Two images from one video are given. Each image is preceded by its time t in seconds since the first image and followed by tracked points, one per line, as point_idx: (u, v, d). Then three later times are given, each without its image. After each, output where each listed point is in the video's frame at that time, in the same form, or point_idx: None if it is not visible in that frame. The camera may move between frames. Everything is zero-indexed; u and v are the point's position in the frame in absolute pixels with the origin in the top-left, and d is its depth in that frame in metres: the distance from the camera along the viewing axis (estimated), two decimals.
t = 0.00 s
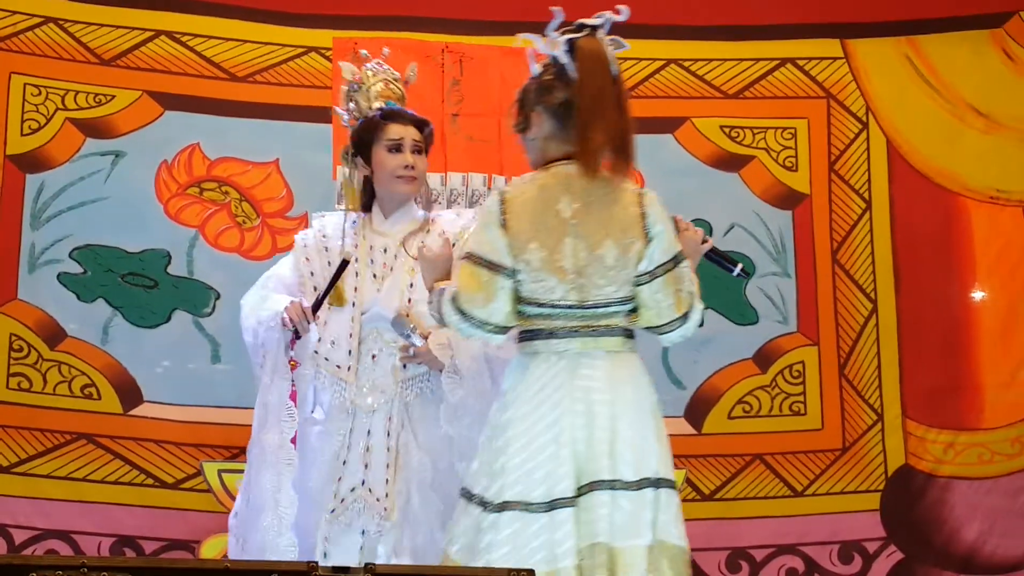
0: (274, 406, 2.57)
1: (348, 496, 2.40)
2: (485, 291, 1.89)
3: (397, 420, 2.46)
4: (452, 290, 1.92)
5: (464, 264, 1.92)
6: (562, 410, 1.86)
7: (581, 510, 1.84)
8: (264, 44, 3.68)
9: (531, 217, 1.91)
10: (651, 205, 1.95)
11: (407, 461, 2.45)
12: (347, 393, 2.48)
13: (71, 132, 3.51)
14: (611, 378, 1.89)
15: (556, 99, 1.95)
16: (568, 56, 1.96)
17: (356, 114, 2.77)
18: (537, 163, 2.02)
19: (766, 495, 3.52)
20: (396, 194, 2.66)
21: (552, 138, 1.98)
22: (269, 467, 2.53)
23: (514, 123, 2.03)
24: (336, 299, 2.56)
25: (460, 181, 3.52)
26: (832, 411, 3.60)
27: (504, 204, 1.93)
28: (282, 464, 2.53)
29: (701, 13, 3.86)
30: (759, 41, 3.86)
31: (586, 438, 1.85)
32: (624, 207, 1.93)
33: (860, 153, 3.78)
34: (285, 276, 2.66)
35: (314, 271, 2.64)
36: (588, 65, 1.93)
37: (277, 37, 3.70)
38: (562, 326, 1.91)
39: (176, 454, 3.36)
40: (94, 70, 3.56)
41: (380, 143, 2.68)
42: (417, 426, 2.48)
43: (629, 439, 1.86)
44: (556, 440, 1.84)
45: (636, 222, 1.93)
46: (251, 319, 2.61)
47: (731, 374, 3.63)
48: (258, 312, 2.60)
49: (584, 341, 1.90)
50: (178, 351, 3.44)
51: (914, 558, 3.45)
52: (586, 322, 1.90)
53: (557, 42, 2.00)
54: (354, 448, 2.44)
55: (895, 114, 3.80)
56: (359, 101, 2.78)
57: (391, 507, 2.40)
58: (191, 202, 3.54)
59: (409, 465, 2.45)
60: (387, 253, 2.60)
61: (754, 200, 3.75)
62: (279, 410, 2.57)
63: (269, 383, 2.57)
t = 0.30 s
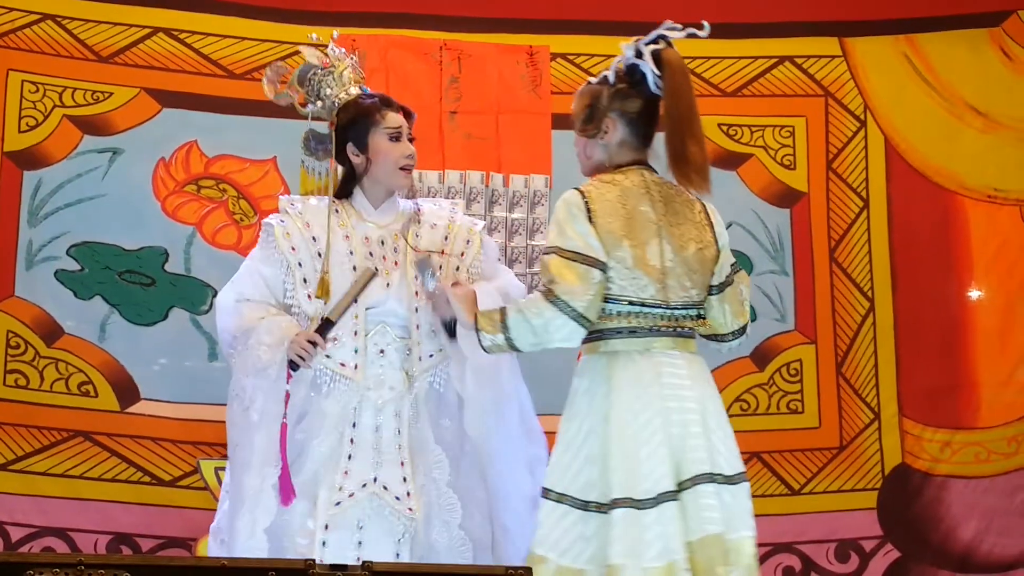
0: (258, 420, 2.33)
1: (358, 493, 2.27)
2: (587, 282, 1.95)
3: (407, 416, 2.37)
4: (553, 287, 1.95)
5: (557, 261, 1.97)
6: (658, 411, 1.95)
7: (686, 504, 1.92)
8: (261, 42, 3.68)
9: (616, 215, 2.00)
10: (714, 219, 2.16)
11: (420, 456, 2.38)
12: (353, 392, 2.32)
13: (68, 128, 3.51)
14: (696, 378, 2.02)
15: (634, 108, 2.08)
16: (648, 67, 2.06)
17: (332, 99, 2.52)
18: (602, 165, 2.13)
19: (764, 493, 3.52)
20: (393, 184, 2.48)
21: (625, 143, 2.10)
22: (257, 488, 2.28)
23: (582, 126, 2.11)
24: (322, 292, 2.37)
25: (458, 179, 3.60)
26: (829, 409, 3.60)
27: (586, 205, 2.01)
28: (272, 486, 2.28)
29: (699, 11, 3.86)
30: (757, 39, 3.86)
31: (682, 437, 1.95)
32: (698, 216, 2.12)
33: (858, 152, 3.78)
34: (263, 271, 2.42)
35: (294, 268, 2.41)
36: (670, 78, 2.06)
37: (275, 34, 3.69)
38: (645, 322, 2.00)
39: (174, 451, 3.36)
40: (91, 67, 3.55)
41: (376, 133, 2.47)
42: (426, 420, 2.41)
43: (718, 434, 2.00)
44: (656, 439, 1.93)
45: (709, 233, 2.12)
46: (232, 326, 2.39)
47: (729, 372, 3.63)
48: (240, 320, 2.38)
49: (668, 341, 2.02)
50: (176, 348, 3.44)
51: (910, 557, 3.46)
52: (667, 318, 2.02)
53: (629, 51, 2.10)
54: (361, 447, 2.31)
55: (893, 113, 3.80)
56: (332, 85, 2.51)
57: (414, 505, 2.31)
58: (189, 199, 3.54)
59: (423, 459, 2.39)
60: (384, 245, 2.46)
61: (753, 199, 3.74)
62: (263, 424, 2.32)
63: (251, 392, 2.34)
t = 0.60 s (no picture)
0: (270, 420, 2.09)
1: (378, 489, 2.16)
2: (646, 301, 1.94)
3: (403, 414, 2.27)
4: (623, 311, 1.92)
5: (616, 281, 1.95)
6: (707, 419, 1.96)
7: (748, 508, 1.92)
8: (259, 42, 3.68)
9: (655, 236, 2.03)
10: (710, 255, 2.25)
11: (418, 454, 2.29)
12: (369, 385, 2.20)
13: (65, 128, 3.51)
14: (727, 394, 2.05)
15: (658, 135, 2.15)
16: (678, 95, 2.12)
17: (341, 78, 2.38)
18: (618, 187, 2.18)
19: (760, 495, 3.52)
20: (392, 179, 2.39)
21: (644, 170, 2.17)
22: (272, 492, 2.05)
23: (606, 147, 2.16)
24: (336, 276, 2.22)
25: (455, 179, 3.62)
26: (825, 410, 3.60)
27: (626, 226, 2.01)
28: (291, 490, 2.06)
29: (697, 11, 3.85)
30: (755, 40, 3.86)
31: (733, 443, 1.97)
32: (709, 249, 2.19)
33: (855, 153, 3.78)
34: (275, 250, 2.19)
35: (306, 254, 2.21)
36: (697, 111, 2.14)
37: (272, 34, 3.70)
38: (681, 342, 2.02)
39: (170, 451, 3.35)
40: (89, 66, 3.55)
41: (385, 126, 2.35)
42: (423, 417, 2.33)
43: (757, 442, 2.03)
44: (714, 445, 1.94)
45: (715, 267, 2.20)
46: (234, 318, 2.14)
47: (726, 373, 3.63)
48: (246, 313, 2.13)
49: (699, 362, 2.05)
50: (172, 348, 3.44)
51: (907, 558, 3.45)
52: (700, 340, 2.05)
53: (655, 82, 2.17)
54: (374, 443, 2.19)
55: (891, 114, 3.80)
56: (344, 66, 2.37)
57: (423, 501, 2.24)
58: (186, 199, 3.54)
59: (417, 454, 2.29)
60: (385, 236, 2.39)
61: (750, 200, 3.74)
62: (278, 423, 2.09)
63: (259, 389, 2.10)
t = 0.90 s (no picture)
0: (295, 409, 2.05)
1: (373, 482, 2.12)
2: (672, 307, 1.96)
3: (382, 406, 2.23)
4: (656, 319, 1.92)
5: (643, 289, 1.95)
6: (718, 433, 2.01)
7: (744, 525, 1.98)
8: (255, 42, 3.69)
9: (667, 244, 2.05)
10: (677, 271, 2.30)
11: (394, 443, 2.25)
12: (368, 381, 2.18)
13: (61, 127, 3.50)
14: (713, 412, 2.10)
15: (648, 141, 2.16)
16: (668, 100, 2.13)
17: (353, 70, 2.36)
18: (607, 193, 2.18)
19: (756, 495, 3.52)
20: (388, 181, 2.36)
21: (635, 176, 2.16)
22: (307, 484, 2.02)
23: (598, 152, 2.16)
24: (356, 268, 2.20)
25: (451, 179, 3.63)
26: (820, 410, 3.60)
27: (642, 232, 2.02)
28: (323, 483, 2.03)
29: (692, 12, 3.86)
30: (750, 40, 3.87)
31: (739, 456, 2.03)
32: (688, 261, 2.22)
33: (851, 153, 3.78)
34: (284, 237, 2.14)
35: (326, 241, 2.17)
36: (684, 119, 2.16)
37: (268, 34, 3.70)
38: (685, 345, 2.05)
39: (165, 451, 3.35)
40: (85, 66, 3.55)
41: (396, 126, 2.32)
42: (406, 407, 2.27)
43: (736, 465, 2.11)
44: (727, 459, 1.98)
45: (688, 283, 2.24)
46: (253, 300, 2.07)
47: (721, 373, 3.63)
48: (269, 296, 2.07)
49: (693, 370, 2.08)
50: (168, 348, 3.44)
51: (903, 558, 3.44)
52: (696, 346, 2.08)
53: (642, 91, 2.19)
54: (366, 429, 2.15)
55: (887, 114, 3.81)
56: (358, 59, 2.36)
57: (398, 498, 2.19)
58: (181, 199, 3.54)
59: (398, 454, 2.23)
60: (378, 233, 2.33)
61: (745, 200, 3.75)
62: (305, 414, 2.05)
63: (283, 378, 2.06)
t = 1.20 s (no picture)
0: (316, 405, 2.09)
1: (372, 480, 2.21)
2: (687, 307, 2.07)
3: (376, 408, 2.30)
4: (678, 319, 2.02)
5: (664, 288, 2.05)
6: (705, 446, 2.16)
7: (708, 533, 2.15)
8: (248, 41, 3.68)
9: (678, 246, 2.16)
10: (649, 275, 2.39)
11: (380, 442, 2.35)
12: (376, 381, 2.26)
13: (54, 126, 3.48)
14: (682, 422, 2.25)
15: (642, 136, 2.26)
16: (658, 93, 2.22)
17: (344, 67, 2.34)
18: (607, 190, 2.27)
19: (752, 495, 3.50)
20: (381, 178, 2.39)
21: (632, 171, 2.26)
22: (330, 476, 2.07)
23: (595, 150, 2.26)
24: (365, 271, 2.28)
25: (446, 177, 3.61)
26: (817, 409, 3.59)
27: (663, 233, 2.13)
28: (343, 476, 2.08)
29: (688, 10, 3.85)
30: (746, 38, 3.86)
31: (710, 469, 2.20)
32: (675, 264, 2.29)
33: (847, 152, 3.76)
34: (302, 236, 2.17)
35: (338, 239, 2.22)
36: (675, 111, 2.24)
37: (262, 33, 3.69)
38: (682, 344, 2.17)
39: (158, 451, 3.34)
40: (78, 65, 3.54)
41: (387, 123, 2.37)
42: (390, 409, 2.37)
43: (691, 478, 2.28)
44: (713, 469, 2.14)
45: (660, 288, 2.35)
46: (271, 298, 2.10)
47: (718, 372, 3.62)
48: (287, 294, 2.11)
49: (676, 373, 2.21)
50: (162, 348, 3.42)
51: (900, 557, 3.43)
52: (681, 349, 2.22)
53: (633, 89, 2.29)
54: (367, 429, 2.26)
55: (883, 112, 3.79)
56: (350, 56, 2.35)
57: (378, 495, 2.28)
58: (175, 198, 3.53)
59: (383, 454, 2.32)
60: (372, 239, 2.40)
61: (740, 198, 3.73)
62: (325, 409, 2.09)
63: (302, 374, 2.10)
